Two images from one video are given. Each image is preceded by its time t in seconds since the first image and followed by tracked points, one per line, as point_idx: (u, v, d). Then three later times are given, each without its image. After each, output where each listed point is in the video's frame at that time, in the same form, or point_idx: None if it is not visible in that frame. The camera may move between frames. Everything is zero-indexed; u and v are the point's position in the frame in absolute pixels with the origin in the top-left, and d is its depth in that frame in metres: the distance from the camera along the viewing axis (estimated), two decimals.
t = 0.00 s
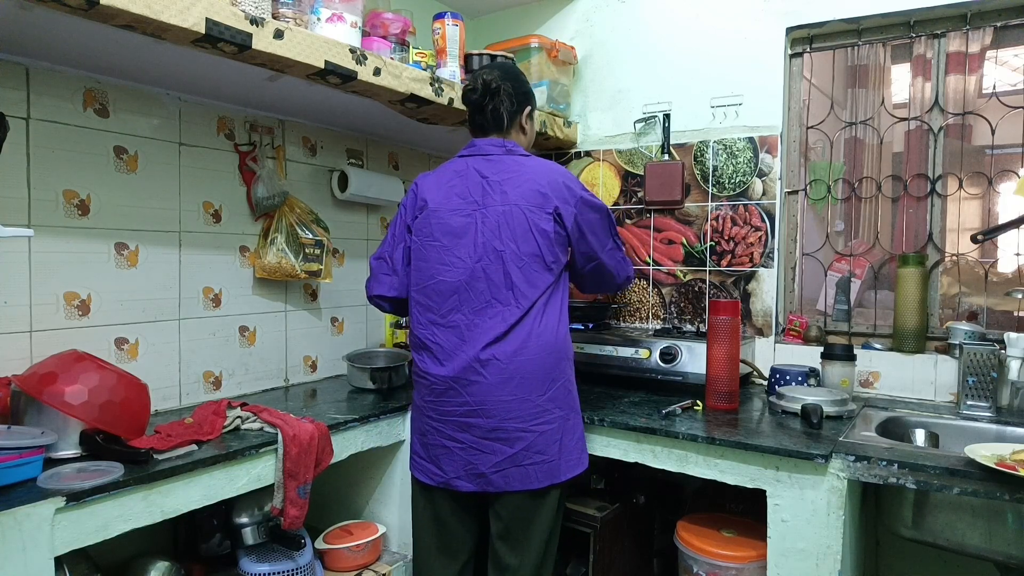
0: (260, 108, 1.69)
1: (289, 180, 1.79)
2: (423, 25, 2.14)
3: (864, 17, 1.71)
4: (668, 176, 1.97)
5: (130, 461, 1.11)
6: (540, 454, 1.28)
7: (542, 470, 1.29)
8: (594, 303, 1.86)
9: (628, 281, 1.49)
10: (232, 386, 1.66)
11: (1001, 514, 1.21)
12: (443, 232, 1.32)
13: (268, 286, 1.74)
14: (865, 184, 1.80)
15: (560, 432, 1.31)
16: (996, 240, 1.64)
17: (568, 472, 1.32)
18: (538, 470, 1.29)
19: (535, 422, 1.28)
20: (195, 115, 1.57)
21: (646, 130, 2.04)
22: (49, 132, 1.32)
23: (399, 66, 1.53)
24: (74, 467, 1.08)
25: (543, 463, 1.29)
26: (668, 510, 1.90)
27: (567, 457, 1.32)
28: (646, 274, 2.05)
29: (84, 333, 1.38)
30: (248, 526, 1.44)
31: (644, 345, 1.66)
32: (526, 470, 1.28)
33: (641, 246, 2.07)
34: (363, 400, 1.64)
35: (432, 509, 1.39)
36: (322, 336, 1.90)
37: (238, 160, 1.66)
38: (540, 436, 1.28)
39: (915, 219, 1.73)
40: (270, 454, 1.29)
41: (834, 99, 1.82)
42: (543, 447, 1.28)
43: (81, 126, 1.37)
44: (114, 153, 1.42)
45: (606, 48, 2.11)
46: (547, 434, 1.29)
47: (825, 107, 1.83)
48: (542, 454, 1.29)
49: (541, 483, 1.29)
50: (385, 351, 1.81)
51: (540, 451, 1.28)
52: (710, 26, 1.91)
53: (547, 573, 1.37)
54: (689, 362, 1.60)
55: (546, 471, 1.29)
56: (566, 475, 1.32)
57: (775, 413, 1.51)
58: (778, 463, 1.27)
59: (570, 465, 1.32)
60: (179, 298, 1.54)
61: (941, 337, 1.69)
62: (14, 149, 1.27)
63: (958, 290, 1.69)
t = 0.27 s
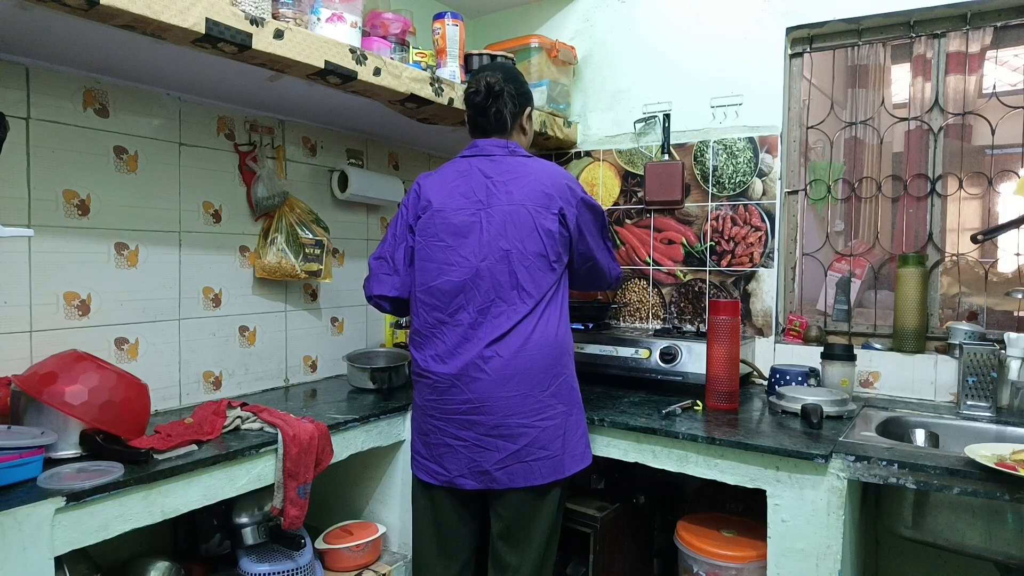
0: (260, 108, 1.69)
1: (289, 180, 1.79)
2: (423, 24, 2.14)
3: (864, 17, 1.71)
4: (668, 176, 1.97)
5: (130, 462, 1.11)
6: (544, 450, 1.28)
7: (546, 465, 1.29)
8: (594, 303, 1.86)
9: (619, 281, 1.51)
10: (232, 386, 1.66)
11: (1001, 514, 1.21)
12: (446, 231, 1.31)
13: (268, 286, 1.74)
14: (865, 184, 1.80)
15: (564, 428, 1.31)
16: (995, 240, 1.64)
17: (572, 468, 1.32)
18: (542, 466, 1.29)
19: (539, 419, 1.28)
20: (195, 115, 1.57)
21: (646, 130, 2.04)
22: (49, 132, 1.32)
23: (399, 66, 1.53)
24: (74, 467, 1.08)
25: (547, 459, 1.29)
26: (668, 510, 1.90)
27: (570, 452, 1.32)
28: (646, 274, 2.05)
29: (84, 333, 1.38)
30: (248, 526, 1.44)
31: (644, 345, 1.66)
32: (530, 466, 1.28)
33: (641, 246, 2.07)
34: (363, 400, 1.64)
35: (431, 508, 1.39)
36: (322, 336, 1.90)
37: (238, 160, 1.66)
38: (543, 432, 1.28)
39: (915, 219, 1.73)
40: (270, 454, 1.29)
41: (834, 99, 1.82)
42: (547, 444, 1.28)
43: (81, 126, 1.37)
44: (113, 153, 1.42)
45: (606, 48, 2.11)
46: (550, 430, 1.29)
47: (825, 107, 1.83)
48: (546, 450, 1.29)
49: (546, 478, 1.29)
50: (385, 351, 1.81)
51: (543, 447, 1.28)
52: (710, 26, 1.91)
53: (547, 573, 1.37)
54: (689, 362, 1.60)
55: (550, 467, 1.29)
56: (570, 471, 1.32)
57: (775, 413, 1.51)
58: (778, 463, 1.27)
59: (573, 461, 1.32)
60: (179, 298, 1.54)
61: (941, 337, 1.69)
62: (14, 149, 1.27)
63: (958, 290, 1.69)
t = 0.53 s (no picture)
0: (260, 108, 1.69)
1: (289, 180, 1.79)
2: (423, 24, 2.14)
3: (864, 17, 1.71)
4: (668, 176, 1.97)
5: (130, 462, 1.11)
6: (542, 452, 1.28)
7: (544, 468, 1.29)
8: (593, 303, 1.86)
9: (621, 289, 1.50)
10: (232, 386, 1.66)
11: (1001, 514, 1.21)
12: (443, 232, 1.31)
13: (268, 286, 1.74)
14: (865, 184, 1.80)
15: (562, 430, 1.31)
16: (995, 240, 1.64)
17: (570, 470, 1.32)
18: (540, 468, 1.28)
19: (536, 421, 1.28)
20: (195, 115, 1.57)
21: (646, 130, 2.04)
22: (49, 132, 1.32)
23: (399, 66, 1.53)
24: (74, 467, 1.08)
25: (546, 461, 1.29)
26: (668, 510, 1.90)
27: (568, 455, 1.32)
28: (646, 274, 2.05)
29: (84, 333, 1.38)
30: (248, 526, 1.44)
31: (644, 345, 1.66)
32: (528, 468, 1.28)
33: (641, 246, 2.07)
34: (363, 400, 1.64)
35: (432, 511, 1.39)
36: (323, 336, 1.90)
37: (238, 160, 1.66)
38: (541, 433, 1.28)
39: (915, 219, 1.73)
40: (270, 454, 1.29)
41: (834, 99, 1.82)
42: (545, 445, 1.28)
43: (81, 126, 1.37)
44: (114, 153, 1.42)
45: (606, 48, 2.11)
46: (548, 431, 1.29)
47: (825, 107, 1.83)
48: (544, 452, 1.28)
49: (544, 481, 1.29)
50: (385, 351, 1.81)
51: (541, 449, 1.28)
52: (710, 26, 1.91)
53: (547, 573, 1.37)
54: (689, 362, 1.60)
55: (548, 469, 1.29)
56: (569, 473, 1.32)
57: (775, 413, 1.51)
58: (778, 463, 1.27)
59: (572, 463, 1.32)
60: (179, 298, 1.55)
61: (941, 337, 1.69)
62: (14, 149, 1.27)
63: (958, 290, 1.69)
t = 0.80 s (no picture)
0: (260, 108, 1.69)
1: (289, 180, 1.79)
2: (423, 24, 2.14)
3: (864, 17, 1.71)
4: (668, 176, 1.97)
5: (130, 461, 1.11)
6: (543, 453, 1.28)
7: (545, 469, 1.29)
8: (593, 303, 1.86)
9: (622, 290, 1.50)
10: (232, 386, 1.66)
11: (1001, 514, 1.21)
12: (445, 232, 1.31)
13: (268, 286, 1.74)
14: (865, 184, 1.80)
15: (563, 432, 1.31)
16: (995, 240, 1.64)
17: (571, 472, 1.32)
18: (541, 470, 1.28)
19: (537, 421, 1.28)
20: (195, 115, 1.57)
21: (646, 130, 2.04)
22: (49, 132, 1.32)
23: (399, 66, 1.53)
24: (74, 467, 1.08)
25: (546, 462, 1.29)
26: (668, 510, 1.90)
27: (569, 457, 1.32)
28: (646, 274, 2.05)
29: (84, 333, 1.38)
30: (248, 526, 1.44)
31: (644, 345, 1.66)
32: (529, 469, 1.28)
33: (641, 246, 2.07)
34: (363, 400, 1.64)
35: (432, 511, 1.39)
36: (323, 336, 1.90)
37: (238, 160, 1.66)
38: (541, 434, 1.28)
39: (915, 219, 1.73)
40: (270, 454, 1.29)
41: (834, 99, 1.82)
42: (545, 446, 1.28)
43: (81, 126, 1.37)
44: (114, 153, 1.42)
45: (606, 48, 2.11)
46: (549, 432, 1.29)
47: (825, 107, 1.83)
48: (545, 453, 1.28)
49: (545, 482, 1.29)
50: (385, 351, 1.81)
51: (542, 450, 1.28)
52: (710, 26, 1.91)
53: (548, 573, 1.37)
54: (689, 362, 1.60)
55: (549, 470, 1.29)
56: (570, 474, 1.31)
57: (775, 413, 1.51)
58: (778, 463, 1.27)
59: (573, 464, 1.32)
60: (179, 298, 1.55)
61: (941, 337, 1.69)
62: (14, 149, 1.27)
63: (958, 290, 1.69)
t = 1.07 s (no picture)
0: (260, 108, 1.69)
1: (289, 180, 1.79)
2: (423, 24, 2.14)
3: (864, 17, 1.71)
4: (668, 176, 1.97)
5: (130, 461, 1.11)
6: (546, 449, 1.29)
7: (548, 465, 1.29)
8: (593, 303, 1.86)
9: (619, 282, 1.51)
10: (232, 386, 1.66)
11: (1001, 514, 1.21)
12: (448, 231, 1.31)
13: (268, 286, 1.74)
14: (865, 184, 1.80)
15: (565, 428, 1.31)
16: (995, 240, 1.64)
17: (574, 466, 1.32)
18: (544, 466, 1.29)
19: (540, 418, 1.28)
20: (195, 115, 1.57)
21: (646, 130, 2.04)
22: (50, 132, 1.32)
23: (399, 66, 1.53)
24: (74, 467, 1.08)
25: (549, 458, 1.29)
26: (668, 510, 1.90)
27: (572, 452, 1.32)
28: (646, 274, 2.05)
29: (84, 333, 1.38)
30: (248, 526, 1.44)
31: (644, 345, 1.66)
32: (532, 466, 1.28)
33: (641, 246, 2.07)
34: (363, 400, 1.64)
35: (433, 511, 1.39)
36: (323, 336, 1.90)
37: (238, 160, 1.66)
38: (545, 430, 1.28)
39: (915, 219, 1.73)
40: (270, 454, 1.29)
41: (834, 99, 1.82)
42: (548, 442, 1.29)
43: (81, 126, 1.37)
44: (114, 153, 1.42)
45: (606, 48, 2.11)
46: (552, 428, 1.29)
47: (825, 107, 1.83)
48: (548, 449, 1.29)
49: (548, 477, 1.29)
50: (385, 351, 1.81)
51: (545, 446, 1.28)
52: (710, 26, 1.91)
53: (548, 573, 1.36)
54: (689, 362, 1.60)
55: (552, 465, 1.29)
56: (573, 469, 1.32)
57: (775, 413, 1.51)
58: (778, 463, 1.27)
59: (576, 459, 1.32)
60: (179, 298, 1.54)
61: (941, 337, 1.69)
62: (14, 149, 1.27)
63: (958, 290, 1.69)
